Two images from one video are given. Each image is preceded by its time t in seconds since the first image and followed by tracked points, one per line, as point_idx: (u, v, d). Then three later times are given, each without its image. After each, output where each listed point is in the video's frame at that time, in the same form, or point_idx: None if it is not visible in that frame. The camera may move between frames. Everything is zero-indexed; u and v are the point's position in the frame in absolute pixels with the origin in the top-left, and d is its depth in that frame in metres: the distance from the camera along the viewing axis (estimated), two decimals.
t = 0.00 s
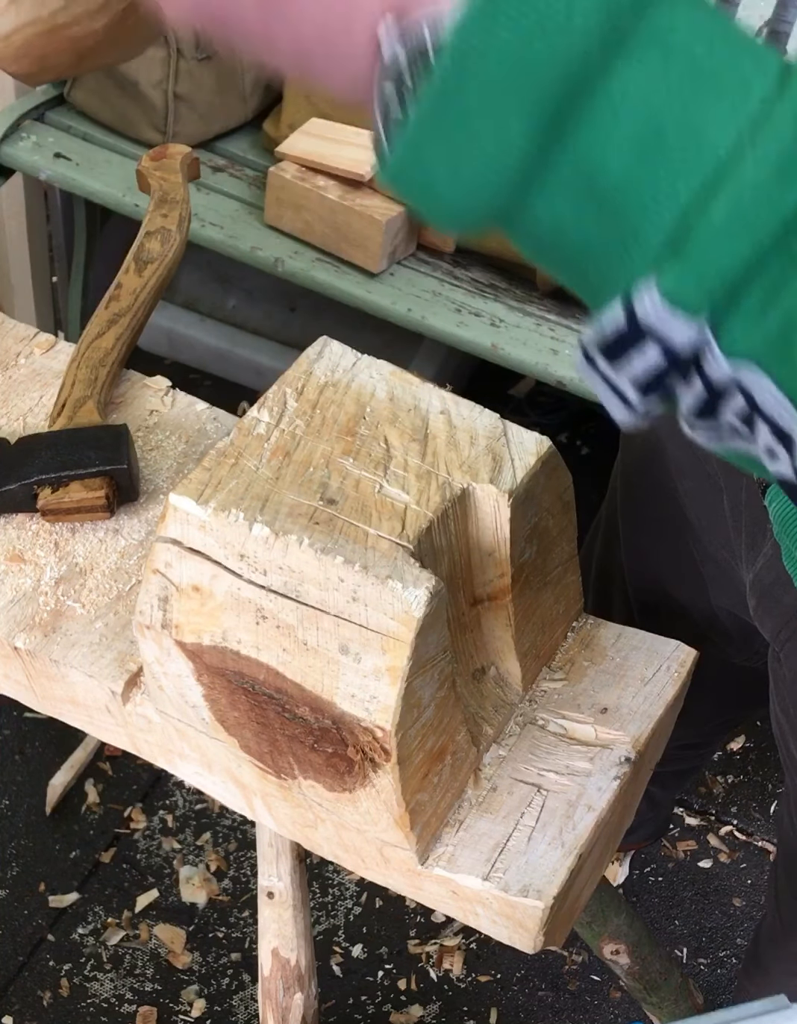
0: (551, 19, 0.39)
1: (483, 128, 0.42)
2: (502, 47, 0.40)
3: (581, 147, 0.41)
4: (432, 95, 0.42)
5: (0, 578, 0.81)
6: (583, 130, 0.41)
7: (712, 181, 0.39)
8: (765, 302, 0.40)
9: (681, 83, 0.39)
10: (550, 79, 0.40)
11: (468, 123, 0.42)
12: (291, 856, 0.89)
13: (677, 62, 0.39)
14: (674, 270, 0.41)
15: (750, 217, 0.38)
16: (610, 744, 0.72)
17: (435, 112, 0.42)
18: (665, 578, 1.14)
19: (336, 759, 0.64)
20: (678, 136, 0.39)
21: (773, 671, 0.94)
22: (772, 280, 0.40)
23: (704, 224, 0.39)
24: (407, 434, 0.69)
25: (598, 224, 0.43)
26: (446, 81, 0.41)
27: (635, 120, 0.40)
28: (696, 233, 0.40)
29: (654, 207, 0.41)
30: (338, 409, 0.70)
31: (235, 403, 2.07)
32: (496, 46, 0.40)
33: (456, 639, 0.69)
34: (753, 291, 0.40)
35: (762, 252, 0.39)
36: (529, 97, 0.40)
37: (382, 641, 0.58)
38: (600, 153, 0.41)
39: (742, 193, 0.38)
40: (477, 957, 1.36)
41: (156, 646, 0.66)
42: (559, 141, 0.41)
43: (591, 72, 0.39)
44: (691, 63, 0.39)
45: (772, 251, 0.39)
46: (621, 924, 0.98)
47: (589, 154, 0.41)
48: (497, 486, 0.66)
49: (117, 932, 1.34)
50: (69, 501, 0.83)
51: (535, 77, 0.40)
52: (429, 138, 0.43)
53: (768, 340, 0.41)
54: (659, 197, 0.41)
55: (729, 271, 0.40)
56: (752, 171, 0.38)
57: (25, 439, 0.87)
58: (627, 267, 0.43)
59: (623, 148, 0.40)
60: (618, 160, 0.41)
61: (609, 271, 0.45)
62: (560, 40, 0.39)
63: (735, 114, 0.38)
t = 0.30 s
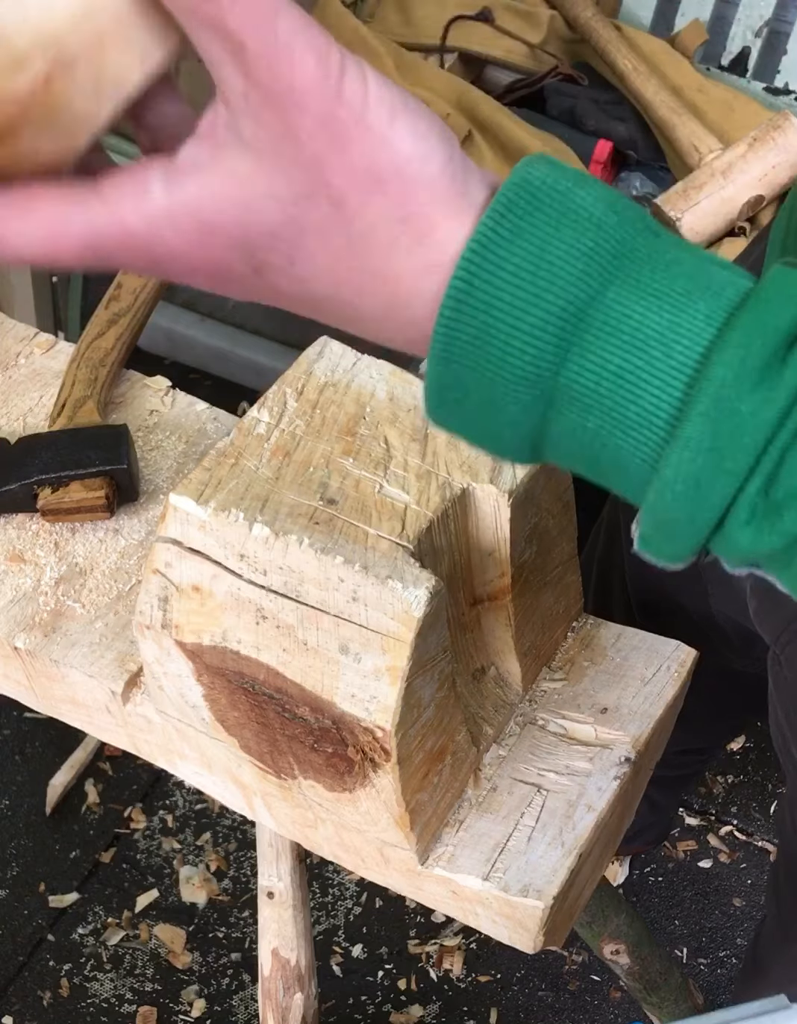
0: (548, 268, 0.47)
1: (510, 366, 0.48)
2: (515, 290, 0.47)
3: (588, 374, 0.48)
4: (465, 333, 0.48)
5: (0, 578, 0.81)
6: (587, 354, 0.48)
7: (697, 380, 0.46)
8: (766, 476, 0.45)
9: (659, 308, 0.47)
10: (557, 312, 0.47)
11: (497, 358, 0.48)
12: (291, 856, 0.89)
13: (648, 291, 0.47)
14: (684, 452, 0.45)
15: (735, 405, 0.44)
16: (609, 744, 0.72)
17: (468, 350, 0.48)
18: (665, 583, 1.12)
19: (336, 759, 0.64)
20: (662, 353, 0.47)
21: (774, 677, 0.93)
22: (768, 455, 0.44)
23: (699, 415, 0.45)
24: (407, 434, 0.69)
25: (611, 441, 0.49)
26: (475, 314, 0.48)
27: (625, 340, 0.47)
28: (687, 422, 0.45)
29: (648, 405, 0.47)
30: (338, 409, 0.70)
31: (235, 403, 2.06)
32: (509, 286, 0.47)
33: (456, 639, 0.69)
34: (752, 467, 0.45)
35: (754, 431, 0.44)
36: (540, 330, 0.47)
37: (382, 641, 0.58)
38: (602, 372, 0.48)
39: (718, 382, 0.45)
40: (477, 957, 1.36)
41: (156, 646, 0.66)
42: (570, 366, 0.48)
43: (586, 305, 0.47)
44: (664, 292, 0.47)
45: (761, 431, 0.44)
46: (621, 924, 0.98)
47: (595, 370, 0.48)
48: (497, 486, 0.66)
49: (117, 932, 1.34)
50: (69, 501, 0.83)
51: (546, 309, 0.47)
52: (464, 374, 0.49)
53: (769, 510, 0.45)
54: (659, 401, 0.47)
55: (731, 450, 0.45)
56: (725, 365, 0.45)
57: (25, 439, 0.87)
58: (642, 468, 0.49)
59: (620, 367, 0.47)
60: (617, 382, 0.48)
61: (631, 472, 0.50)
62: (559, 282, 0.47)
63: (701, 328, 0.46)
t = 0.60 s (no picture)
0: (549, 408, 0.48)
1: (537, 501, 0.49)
2: (525, 434, 0.48)
3: (610, 494, 0.48)
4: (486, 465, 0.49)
5: None
6: (602, 477, 0.47)
7: (697, 480, 0.45)
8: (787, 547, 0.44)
9: (657, 417, 0.46)
10: (567, 446, 0.48)
11: (522, 492, 0.49)
12: (291, 856, 0.89)
13: (647, 402, 0.47)
14: (703, 548, 0.45)
15: (734, 492, 0.44)
16: (609, 744, 0.72)
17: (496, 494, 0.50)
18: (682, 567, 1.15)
19: (336, 759, 0.64)
20: (669, 459, 0.46)
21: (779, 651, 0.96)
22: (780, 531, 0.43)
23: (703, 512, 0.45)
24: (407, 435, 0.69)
25: (644, 551, 0.49)
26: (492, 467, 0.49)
27: (636, 463, 0.47)
28: (694, 518, 0.45)
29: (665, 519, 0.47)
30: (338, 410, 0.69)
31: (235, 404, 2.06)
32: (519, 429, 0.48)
33: (456, 639, 0.69)
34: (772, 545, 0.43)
35: (760, 513, 0.43)
36: (556, 465, 0.48)
37: (382, 641, 0.58)
38: (622, 495, 0.47)
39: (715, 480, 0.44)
40: (477, 957, 1.36)
41: (157, 646, 0.66)
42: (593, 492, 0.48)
43: (596, 438, 0.47)
44: (658, 400, 0.47)
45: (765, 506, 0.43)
46: (621, 925, 0.98)
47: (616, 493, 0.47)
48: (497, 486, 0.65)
49: (117, 932, 1.34)
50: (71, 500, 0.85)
51: (559, 447, 0.48)
52: (506, 517, 0.51)
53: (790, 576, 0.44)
54: (671, 508, 0.46)
55: (743, 539, 0.44)
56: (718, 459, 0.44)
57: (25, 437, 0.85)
58: (680, 566, 0.49)
59: (637, 481, 0.47)
60: (635, 498, 0.47)
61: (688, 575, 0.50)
62: (561, 421, 0.47)
63: (698, 427, 0.46)
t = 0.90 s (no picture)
0: (512, 350, 0.50)
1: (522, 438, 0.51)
2: (498, 378, 0.50)
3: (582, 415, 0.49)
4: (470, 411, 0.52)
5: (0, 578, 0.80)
6: (568, 401, 0.49)
7: (643, 376, 0.46)
8: (739, 412, 0.43)
9: (604, 333, 0.48)
10: (536, 378, 0.49)
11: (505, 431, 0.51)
12: (291, 856, 0.89)
13: (601, 325, 0.48)
14: (663, 434, 0.45)
15: (683, 372, 0.44)
16: (610, 744, 0.72)
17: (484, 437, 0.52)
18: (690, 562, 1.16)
19: (336, 759, 0.64)
20: (623, 368, 0.47)
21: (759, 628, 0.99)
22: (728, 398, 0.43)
23: (653, 399, 0.45)
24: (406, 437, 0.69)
25: (637, 466, 0.49)
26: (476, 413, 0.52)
27: (594, 380, 0.48)
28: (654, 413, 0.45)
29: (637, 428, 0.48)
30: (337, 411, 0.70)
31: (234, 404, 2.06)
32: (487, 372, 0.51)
33: (456, 638, 0.70)
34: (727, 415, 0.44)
35: (705, 383, 0.44)
36: (527, 399, 0.50)
37: (382, 641, 0.58)
38: (594, 416, 0.48)
39: (656, 364, 0.45)
40: (477, 957, 1.36)
41: (156, 646, 0.67)
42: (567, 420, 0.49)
43: (554, 365, 0.49)
44: (604, 317, 0.48)
45: (708, 374, 0.44)
46: (621, 925, 0.98)
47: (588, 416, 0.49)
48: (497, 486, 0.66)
49: (117, 932, 1.34)
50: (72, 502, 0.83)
51: (529, 383, 0.49)
52: (499, 459, 0.52)
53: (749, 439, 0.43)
54: (635, 413, 0.47)
55: (700, 415, 0.44)
56: (657, 346, 0.45)
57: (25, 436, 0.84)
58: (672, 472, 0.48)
59: (599, 395, 0.48)
60: (603, 410, 0.48)
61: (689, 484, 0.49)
62: (523, 358, 0.50)
63: (642, 330, 0.47)
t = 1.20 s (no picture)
0: (441, 349, 0.60)
1: (458, 420, 0.59)
2: (432, 381, 0.59)
3: (502, 385, 0.58)
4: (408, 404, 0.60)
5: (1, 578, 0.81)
6: (488, 375, 0.58)
7: (537, 331, 0.56)
8: (615, 320, 0.53)
9: (507, 321, 0.59)
10: (460, 367, 0.59)
11: (444, 417, 0.59)
12: (291, 856, 0.89)
13: (502, 325, 0.59)
14: (563, 361, 0.54)
15: (569, 313, 0.54)
16: (610, 744, 0.72)
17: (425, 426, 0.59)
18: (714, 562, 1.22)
19: (336, 759, 0.64)
20: (524, 333, 0.57)
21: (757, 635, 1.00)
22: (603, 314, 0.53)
23: (548, 337, 0.55)
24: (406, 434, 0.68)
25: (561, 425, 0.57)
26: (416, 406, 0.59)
27: (503, 352, 0.57)
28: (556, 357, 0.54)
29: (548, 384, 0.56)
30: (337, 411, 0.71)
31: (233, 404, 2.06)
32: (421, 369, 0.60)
33: (456, 638, 0.70)
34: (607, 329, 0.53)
35: (584, 308, 0.54)
36: (455, 382, 0.59)
37: (382, 641, 0.58)
38: (512, 382, 0.57)
39: (545, 312, 0.55)
40: (477, 957, 1.36)
41: (156, 646, 0.67)
42: (493, 397, 0.58)
43: (472, 353, 0.59)
44: (507, 312, 0.59)
45: (584, 301, 0.54)
46: (621, 925, 0.98)
47: (508, 386, 0.57)
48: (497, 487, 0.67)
49: (117, 932, 1.34)
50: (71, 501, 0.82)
51: (453, 370, 0.59)
52: (446, 451, 0.59)
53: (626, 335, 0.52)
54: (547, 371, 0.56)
55: (585, 334, 0.53)
56: (544, 300, 0.56)
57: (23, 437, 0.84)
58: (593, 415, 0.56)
59: (510, 362, 0.57)
60: (518, 374, 0.57)
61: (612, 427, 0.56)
62: (447, 352, 0.60)
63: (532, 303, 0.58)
